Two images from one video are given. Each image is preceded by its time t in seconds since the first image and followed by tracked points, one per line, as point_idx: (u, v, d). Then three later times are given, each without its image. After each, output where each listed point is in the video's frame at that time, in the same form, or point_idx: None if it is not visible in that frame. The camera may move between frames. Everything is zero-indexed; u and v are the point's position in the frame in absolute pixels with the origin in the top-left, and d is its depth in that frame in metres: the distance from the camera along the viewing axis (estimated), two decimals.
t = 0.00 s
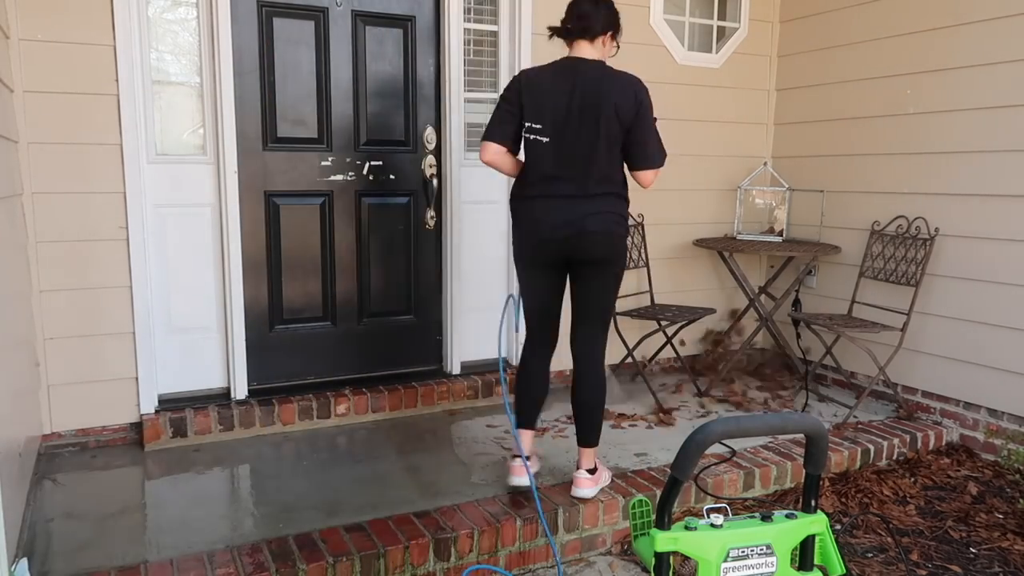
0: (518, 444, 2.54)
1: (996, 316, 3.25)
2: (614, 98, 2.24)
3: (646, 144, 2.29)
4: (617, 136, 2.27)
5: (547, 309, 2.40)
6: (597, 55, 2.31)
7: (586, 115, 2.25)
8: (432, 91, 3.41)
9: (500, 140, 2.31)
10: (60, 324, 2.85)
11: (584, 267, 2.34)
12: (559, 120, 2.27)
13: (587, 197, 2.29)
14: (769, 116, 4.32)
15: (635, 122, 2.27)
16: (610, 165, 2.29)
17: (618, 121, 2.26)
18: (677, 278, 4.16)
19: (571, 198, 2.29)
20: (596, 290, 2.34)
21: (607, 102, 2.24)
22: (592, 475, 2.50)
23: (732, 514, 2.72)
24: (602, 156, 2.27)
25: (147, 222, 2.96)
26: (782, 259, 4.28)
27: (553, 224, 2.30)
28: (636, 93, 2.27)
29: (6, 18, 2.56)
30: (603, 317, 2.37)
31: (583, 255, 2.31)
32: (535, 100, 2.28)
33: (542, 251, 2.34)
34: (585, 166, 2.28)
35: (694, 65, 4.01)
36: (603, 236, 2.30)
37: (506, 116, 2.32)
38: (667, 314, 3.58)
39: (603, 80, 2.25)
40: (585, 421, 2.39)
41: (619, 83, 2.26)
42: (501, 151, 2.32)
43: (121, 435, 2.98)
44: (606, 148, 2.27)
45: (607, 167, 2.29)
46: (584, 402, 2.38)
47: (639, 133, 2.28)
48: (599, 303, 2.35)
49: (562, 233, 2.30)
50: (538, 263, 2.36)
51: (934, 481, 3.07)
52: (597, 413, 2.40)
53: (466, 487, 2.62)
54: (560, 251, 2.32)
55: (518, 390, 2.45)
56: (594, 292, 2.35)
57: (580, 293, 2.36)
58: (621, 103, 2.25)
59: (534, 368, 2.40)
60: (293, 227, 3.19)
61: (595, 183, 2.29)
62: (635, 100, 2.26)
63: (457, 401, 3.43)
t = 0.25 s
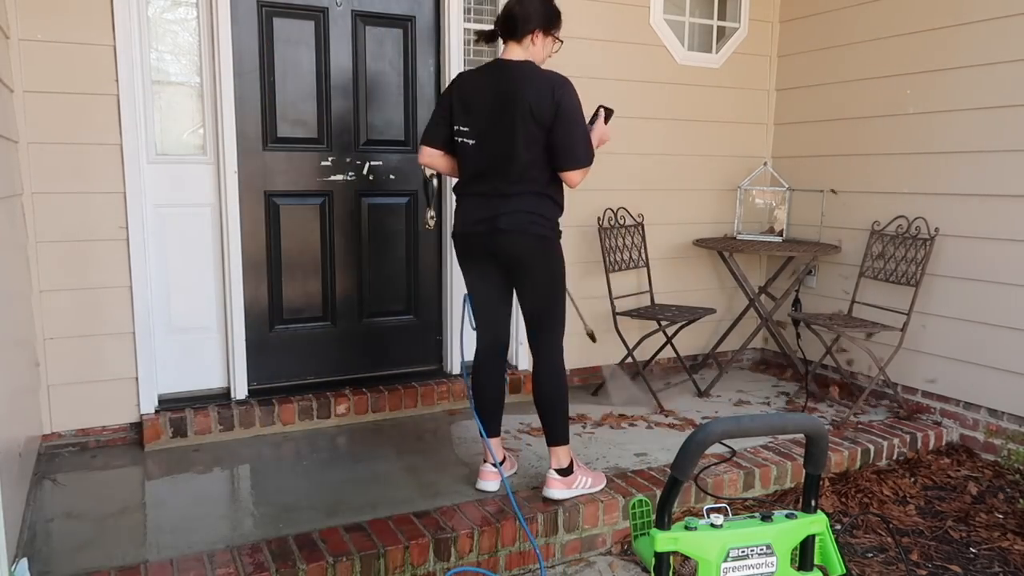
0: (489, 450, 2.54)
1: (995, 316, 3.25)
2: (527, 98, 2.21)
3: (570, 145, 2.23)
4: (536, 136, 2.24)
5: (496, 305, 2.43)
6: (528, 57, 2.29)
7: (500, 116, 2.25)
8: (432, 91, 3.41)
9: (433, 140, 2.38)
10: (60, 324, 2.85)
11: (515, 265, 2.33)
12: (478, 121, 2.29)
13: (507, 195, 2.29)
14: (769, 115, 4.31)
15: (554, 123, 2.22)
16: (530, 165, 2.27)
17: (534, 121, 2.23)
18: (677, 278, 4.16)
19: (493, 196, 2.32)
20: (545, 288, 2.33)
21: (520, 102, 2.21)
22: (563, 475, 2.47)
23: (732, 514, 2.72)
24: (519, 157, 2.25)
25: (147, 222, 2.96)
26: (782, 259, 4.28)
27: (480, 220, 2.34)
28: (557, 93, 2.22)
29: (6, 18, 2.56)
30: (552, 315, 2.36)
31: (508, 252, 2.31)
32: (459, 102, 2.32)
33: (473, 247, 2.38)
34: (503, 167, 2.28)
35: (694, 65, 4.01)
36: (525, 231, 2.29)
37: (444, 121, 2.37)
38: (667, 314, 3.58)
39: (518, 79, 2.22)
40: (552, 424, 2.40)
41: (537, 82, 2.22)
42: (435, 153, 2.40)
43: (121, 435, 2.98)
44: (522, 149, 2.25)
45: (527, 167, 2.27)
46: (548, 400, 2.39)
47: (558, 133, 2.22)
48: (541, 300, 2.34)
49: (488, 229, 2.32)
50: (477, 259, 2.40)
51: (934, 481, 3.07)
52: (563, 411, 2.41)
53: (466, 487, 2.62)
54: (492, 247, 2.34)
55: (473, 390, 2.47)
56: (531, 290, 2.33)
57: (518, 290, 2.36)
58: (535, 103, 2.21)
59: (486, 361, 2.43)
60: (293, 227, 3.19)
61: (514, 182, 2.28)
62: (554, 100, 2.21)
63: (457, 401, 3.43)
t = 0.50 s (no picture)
0: (494, 447, 2.56)
1: (995, 316, 3.25)
2: (548, 96, 2.20)
3: (592, 141, 2.19)
4: (558, 135, 2.23)
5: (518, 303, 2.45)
6: (556, 55, 2.30)
7: (521, 115, 2.25)
8: (432, 90, 3.41)
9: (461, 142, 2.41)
10: (60, 324, 2.85)
11: (542, 263, 2.34)
12: (503, 121, 2.30)
13: (533, 196, 2.30)
14: (769, 115, 4.31)
15: (576, 119, 2.20)
16: (553, 165, 2.26)
17: (557, 120, 2.21)
18: (677, 278, 4.16)
19: (521, 197, 2.33)
20: (569, 288, 2.33)
21: (540, 101, 2.21)
22: (564, 478, 2.47)
23: (732, 514, 2.72)
24: (542, 156, 2.25)
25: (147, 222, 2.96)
26: (782, 259, 4.28)
27: (507, 220, 2.37)
28: (579, 89, 2.19)
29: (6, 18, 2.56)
30: (575, 315, 2.36)
31: (536, 250, 2.32)
32: (485, 104, 2.35)
33: (503, 247, 2.41)
34: (527, 167, 2.29)
35: (694, 64, 4.01)
36: (547, 230, 2.29)
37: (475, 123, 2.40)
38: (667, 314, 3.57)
39: (538, 77, 2.23)
40: (557, 425, 2.40)
41: (557, 79, 2.21)
42: (467, 155, 2.42)
43: (121, 435, 2.98)
44: (545, 148, 2.24)
45: (551, 166, 2.26)
46: (558, 400, 2.38)
47: (580, 130, 2.19)
48: (567, 299, 2.34)
49: (516, 227, 2.34)
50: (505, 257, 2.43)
51: (934, 480, 3.07)
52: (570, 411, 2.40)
53: (466, 487, 2.62)
54: (519, 244, 2.35)
55: (491, 384, 2.50)
56: (552, 289, 2.34)
57: (540, 288, 2.37)
58: (555, 101, 2.20)
59: (507, 356, 2.46)
60: (293, 227, 3.19)
61: (538, 181, 2.29)
62: (576, 96, 2.19)
63: (457, 401, 3.43)
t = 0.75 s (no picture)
0: (499, 441, 2.58)
1: (996, 316, 3.25)
2: (568, 94, 2.21)
3: (612, 138, 2.18)
4: (578, 133, 2.23)
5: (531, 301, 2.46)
6: (580, 52, 2.30)
7: (542, 114, 2.26)
8: (432, 90, 3.40)
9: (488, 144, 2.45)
10: (60, 324, 2.85)
11: (556, 263, 2.34)
12: (525, 121, 2.32)
13: (550, 194, 2.31)
14: (769, 115, 4.31)
15: (595, 116, 2.19)
16: (573, 163, 2.27)
17: (576, 118, 2.21)
18: (677, 278, 4.16)
19: (539, 196, 2.34)
20: (580, 287, 2.32)
21: (561, 100, 2.22)
22: (564, 478, 2.47)
23: (732, 514, 2.72)
24: (561, 155, 2.26)
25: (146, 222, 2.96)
26: (783, 259, 4.28)
27: (524, 218, 2.37)
28: (600, 86, 2.19)
29: (6, 18, 2.56)
30: (586, 315, 2.35)
31: (549, 250, 2.33)
32: (510, 104, 2.36)
33: (520, 246, 2.42)
34: (546, 165, 2.30)
35: (694, 64, 4.01)
36: (557, 228, 2.29)
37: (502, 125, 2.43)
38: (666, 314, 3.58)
39: (559, 76, 2.23)
40: (559, 426, 2.39)
41: (578, 77, 2.21)
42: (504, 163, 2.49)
43: (121, 435, 2.99)
44: (564, 146, 2.25)
45: (570, 165, 2.27)
46: (561, 401, 2.37)
47: (599, 126, 2.19)
48: (579, 300, 2.33)
49: (531, 227, 2.35)
50: (521, 256, 2.44)
51: (934, 480, 3.07)
52: (573, 410, 2.39)
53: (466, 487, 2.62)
54: (533, 243, 2.37)
55: (501, 381, 2.52)
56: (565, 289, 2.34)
57: (555, 286, 2.37)
58: (575, 99, 2.20)
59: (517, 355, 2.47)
60: (293, 227, 3.19)
61: (557, 180, 2.30)
62: (596, 93, 2.19)
63: (457, 401, 3.43)
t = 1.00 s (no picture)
0: (499, 441, 2.58)
1: (996, 316, 3.25)
2: (570, 94, 2.21)
3: (613, 138, 2.17)
4: (579, 133, 2.23)
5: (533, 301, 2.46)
6: (585, 51, 2.31)
7: (545, 114, 2.27)
8: (432, 90, 3.40)
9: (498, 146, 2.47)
10: (60, 324, 2.85)
11: (557, 263, 2.34)
12: (528, 121, 2.33)
13: (552, 194, 2.32)
14: (769, 115, 4.31)
15: (597, 116, 2.19)
16: (575, 164, 2.27)
17: (578, 118, 2.21)
18: (677, 278, 4.16)
19: (541, 196, 2.35)
20: (582, 288, 2.32)
21: (563, 100, 2.22)
22: (564, 479, 2.47)
23: (732, 514, 2.72)
24: (563, 154, 2.26)
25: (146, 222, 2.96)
26: (783, 259, 4.28)
27: (527, 218, 2.38)
28: (602, 86, 2.18)
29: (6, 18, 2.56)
30: (587, 316, 2.34)
31: (550, 250, 2.33)
32: (516, 104, 2.37)
33: (522, 245, 2.43)
34: (548, 165, 2.30)
35: (694, 64, 4.01)
36: (557, 228, 2.29)
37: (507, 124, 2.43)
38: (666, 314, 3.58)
39: (562, 76, 2.24)
40: (559, 426, 2.39)
41: (581, 77, 2.21)
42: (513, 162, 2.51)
43: (121, 435, 2.99)
44: (566, 146, 2.25)
45: (572, 166, 2.27)
46: (561, 401, 2.37)
47: (600, 126, 2.18)
48: (580, 300, 2.33)
49: (532, 227, 2.35)
50: (523, 255, 2.44)
51: (934, 481, 3.07)
52: (574, 410, 2.38)
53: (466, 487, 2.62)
54: (535, 243, 2.37)
55: (503, 381, 2.52)
56: (567, 288, 2.33)
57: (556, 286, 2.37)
58: (576, 99, 2.20)
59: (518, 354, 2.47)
60: (293, 227, 3.19)
61: (559, 180, 2.30)
62: (597, 93, 2.18)
63: (457, 401, 3.43)
